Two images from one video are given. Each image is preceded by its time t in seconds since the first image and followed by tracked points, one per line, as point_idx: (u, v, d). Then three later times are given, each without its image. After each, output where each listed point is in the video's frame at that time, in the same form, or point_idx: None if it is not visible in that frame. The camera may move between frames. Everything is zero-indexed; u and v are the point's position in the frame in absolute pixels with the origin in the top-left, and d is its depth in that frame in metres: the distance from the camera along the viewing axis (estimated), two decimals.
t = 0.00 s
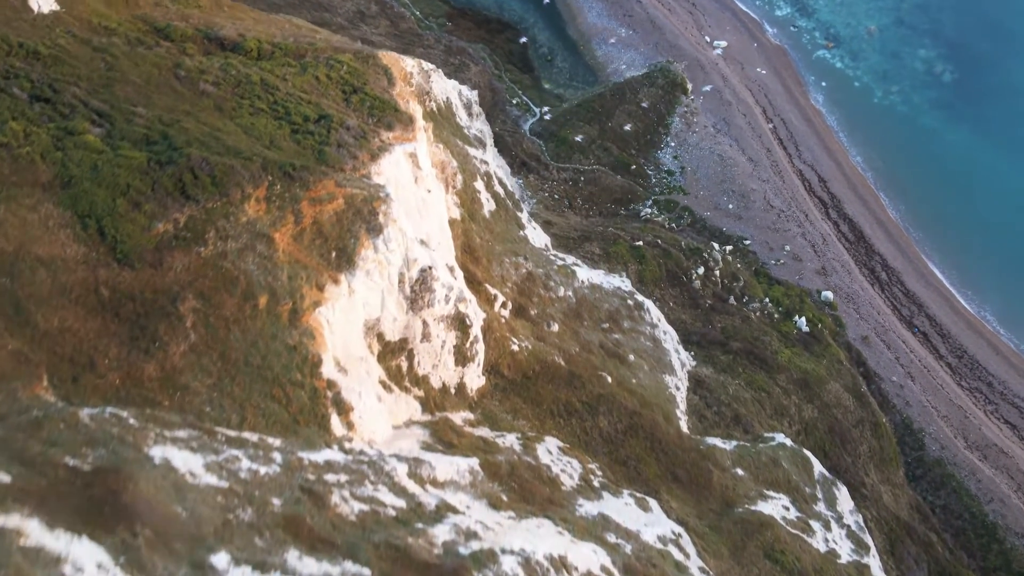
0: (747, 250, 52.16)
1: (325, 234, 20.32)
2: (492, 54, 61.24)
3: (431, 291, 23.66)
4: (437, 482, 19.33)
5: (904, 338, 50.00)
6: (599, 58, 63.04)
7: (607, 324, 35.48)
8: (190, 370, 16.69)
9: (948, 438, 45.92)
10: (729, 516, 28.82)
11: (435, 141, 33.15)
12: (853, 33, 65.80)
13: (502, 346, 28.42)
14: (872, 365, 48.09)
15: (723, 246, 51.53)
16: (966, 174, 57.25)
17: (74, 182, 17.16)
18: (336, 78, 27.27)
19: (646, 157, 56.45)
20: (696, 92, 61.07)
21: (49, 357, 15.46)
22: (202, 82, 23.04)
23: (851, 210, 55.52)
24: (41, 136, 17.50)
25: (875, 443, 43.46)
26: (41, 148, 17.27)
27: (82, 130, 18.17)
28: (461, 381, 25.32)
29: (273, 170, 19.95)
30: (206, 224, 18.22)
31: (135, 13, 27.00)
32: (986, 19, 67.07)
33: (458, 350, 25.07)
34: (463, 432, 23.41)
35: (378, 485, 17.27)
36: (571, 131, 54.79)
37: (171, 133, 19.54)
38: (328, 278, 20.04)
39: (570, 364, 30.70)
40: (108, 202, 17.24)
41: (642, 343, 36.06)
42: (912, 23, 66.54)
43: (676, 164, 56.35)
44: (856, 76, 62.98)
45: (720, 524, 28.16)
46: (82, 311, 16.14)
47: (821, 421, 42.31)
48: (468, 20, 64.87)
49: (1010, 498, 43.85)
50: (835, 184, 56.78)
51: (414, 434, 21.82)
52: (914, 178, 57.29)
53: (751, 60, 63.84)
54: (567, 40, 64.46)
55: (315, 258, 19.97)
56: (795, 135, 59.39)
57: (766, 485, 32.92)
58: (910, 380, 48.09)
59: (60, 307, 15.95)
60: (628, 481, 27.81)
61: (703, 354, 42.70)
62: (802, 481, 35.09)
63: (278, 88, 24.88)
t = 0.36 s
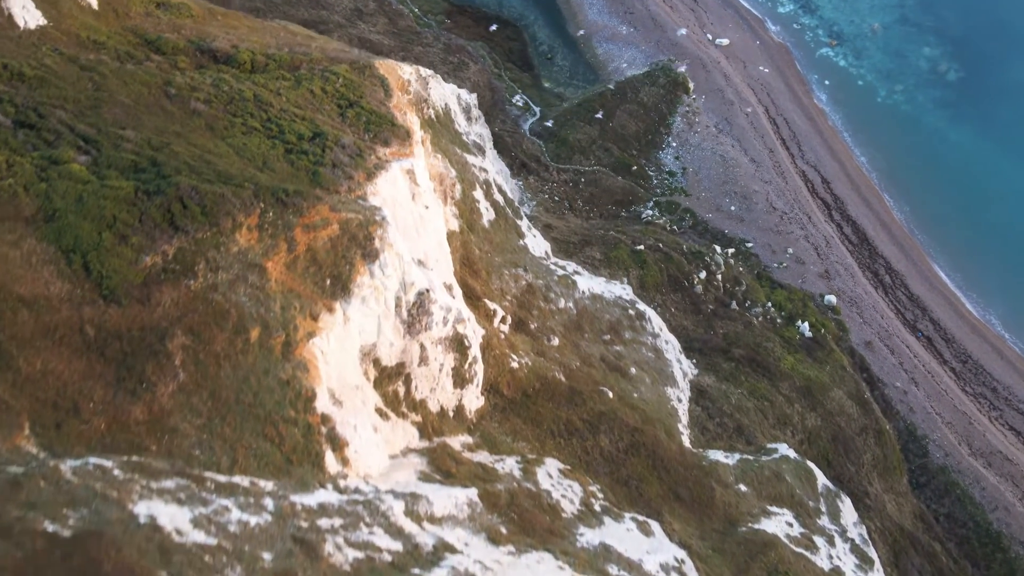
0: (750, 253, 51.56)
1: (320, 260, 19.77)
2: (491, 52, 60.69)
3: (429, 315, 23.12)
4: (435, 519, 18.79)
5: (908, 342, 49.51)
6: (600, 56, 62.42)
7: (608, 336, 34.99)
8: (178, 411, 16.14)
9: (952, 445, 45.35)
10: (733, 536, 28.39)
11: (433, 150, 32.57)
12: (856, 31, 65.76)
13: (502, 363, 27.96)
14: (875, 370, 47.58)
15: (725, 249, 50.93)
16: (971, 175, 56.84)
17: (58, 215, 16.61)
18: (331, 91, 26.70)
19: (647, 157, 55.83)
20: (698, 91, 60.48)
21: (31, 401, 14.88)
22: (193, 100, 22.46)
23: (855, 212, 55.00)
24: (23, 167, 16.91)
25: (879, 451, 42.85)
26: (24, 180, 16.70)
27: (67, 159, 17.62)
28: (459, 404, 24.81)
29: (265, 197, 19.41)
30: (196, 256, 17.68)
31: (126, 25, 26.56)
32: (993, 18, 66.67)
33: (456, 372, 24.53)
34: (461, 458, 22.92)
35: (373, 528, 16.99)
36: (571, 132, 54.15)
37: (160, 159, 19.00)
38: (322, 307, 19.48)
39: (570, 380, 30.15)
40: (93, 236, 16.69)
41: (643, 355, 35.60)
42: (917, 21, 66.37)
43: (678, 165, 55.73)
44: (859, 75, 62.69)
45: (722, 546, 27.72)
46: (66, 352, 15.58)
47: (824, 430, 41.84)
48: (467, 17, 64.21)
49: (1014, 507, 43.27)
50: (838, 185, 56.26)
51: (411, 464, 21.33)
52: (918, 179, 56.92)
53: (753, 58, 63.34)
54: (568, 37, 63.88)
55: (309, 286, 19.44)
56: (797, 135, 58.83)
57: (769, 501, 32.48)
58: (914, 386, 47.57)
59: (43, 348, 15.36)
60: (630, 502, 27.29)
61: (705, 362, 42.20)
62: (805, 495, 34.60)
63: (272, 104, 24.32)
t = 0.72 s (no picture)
0: (755, 258, 50.93)
1: (317, 290, 19.24)
2: (495, 52, 60.03)
3: (428, 340, 22.57)
4: (434, 558, 18.33)
5: (914, 349, 48.95)
6: (604, 56, 61.76)
7: (612, 349, 34.51)
8: (169, 455, 15.63)
9: (959, 456, 44.78)
10: (739, 559, 28.05)
11: (434, 162, 32.01)
12: (863, 31, 65.23)
13: (504, 384, 27.52)
14: (881, 378, 47.01)
15: (731, 254, 50.32)
16: (979, 178, 56.22)
17: (45, 251, 16.11)
18: (331, 106, 26.12)
19: (651, 160, 55.18)
20: (703, 93, 59.83)
21: (15, 450, 14.40)
22: (188, 120, 21.87)
23: (861, 217, 54.42)
24: (10, 200, 16.37)
25: (885, 463, 42.25)
26: (11, 214, 16.18)
27: (56, 190, 17.11)
28: (460, 428, 24.27)
29: (260, 226, 18.90)
30: (189, 290, 17.14)
31: (120, 38, 26.03)
32: (1003, 17, 66.04)
33: (457, 397, 23.97)
34: (461, 487, 22.44)
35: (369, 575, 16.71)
36: (575, 134, 53.52)
37: (153, 187, 18.46)
38: (319, 338, 18.92)
39: (573, 399, 29.63)
40: (82, 272, 16.17)
41: (647, 369, 35.13)
42: (925, 21, 65.85)
43: (683, 168, 55.09)
44: (866, 76, 62.11)
45: (726, 570, 27.31)
46: (52, 396, 15.07)
47: (829, 441, 41.34)
48: (470, 16, 63.55)
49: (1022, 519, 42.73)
50: (844, 188, 55.68)
51: (410, 496, 20.87)
52: (926, 181, 56.35)
53: (759, 59, 62.76)
54: (572, 36, 63.21)
55: (306, 317, 18.89)
56: (804, 138, 58.20)
57: (774, 520, 32.06)
58: (921, 395, 46.99)
59: (29, 392, 14.88)
60: (634, 526, 26.82)
61: (709, 373, 41.71)
62: (811, 512, 34.11)
63: (269, 122, 23.76)
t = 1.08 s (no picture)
0: (761, 264, 50.33)
1: (314, 323, 18.74)
2: (498, 52, 59.38)
3: (429, 368, 22.08)
4: None
5: (922, 358, 48.38)
6: (609, 57, 61.11)
7: (616, 364, 34.04)
8: (160, 503, 15.17)
9: (966, 467, 44.20)
10: None
11: (436, 175, 31.46)
12: (872, 31, 64.59)
13: (506, 406, 27.05)
14: (888, 388, 46.43)
15: (736, 260, 49.72)
16: (988, 183, 55.60)
17: (33, 290, 15.64)
18: (330, 123, 25.52)
19: (657, 163, 54.56)
20: (709, 95, 59.18)
21: None
22: (184, 142, 21.31)
23: (869, 222, 53.81)
24: None
25: (891, 475, 41.63)
26: None
27: (45, 224, 16.61)
28: (461, 455, 23.78)
29: (256, 257, 18.35)
30: (182, 327, 16.62)
31: (115, 52, 25.49)
32: (1013, 18, 65.36)
33: (459, 424, 23.50)
34: (462, 519, 21.97)
35: None
36: (579, 137, 52.88)
37: (146, 218, 17.93)
38: (317, 372, 18.40)
39: (577, 418, 29.12)
40: (70, 313, 15.70)
41: (652, 383, 34.65)
42: (934, 21, 65.19)
43: (688, 171, 54.45)
44: (875, 78, 61.46)
45: None
46: (39, 445, 14.64)
47: (835, 454, 40.81)
48: (474, 15, 62.91)
49: None
50: (851, 193, 55.06)
51: (410, 530, 20.47)
52: (935, 186, 55.74)
53: (766, 60, 62.18)
54: (576, 36, 62.54)
55: (303, 351, 18.38)
56: (811, 141, 57.58)
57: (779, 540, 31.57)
58: (928, 405, 46.40)
59: (15, 441, 14.47)
60: (638, 552, 26.39)
61: (714, 384, 41.21)
62: (817, 529, 33.60)
63: (268, 141, 23.23)
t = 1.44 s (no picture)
0: (768, 271, 49.68)
1: (313, 358, 18.23)
2: (504, 53, 58.70)
3: (431, 398, 21.56)
4: None
5: (931, 368, 47.79)
6: (616, 58, 60.41)
7: (622, 381, 33.54)
8: (152, 554, 14.67)
9: (975, 481, 43.59)
10: None
11: (440, 190, 30.95)
12: (883, 33, 63.84)
13: (510, 429, 26.58)
14: (896, 399, 45.80)
15: (743, 267, 49.07)
16: (999, 189, 54.93)
17: (22, 333, 15.24)
18: (332, 141, 24.98)
19: (663, 167, 53.89)
20: (717, 97, 58.52)
21: None
22: (181, 166, 20.80)
23: (878, 228, 53.17)
24: None
25: (899, 489, 41.01)
26: None
27: (35, 261, 16.19)
28: (463, 483, 23.26)
29: (253, 291, 18.01)
30: (175, 368, 16.16)
31: (113, 67, 24.93)
32: None
33: (461, 452, 23.02)
34: (464, 552, 21.53)
35: None
36: (586, 140, 52.22)
37: (141, 251, 17.49)
38: (315, 409, 17.87)
39: (581, 439, 28.63)
40: (60, 356, 15.27)
41: (657, 400, 34.17)
42: (946, 23, 64.48)
43: (695, 176, 53.80)
44: (885, 81, 60.76)
45: None
46: (26, 496, 14.15)
47: (843, 468, 40.25)
48: (480, 14, 62.24)
49: None
50: (860, 199, 54.42)
51: (411, 566, 20.12)
52: (946, 191, 55.06)
53: (775, 62, 61.57)
54: (583, 37, 61.84)
55: (302, 387, 17.87)
56: (820, 146, 56.99)
57: (785, 562, 31.08)
58: (937, 416, 45.79)
59: (2, 493, 13.97)
60: None
61: (720, 397, 40.67)
62: (824, 549, 33.05)
63: (268, 162, 22.72)
